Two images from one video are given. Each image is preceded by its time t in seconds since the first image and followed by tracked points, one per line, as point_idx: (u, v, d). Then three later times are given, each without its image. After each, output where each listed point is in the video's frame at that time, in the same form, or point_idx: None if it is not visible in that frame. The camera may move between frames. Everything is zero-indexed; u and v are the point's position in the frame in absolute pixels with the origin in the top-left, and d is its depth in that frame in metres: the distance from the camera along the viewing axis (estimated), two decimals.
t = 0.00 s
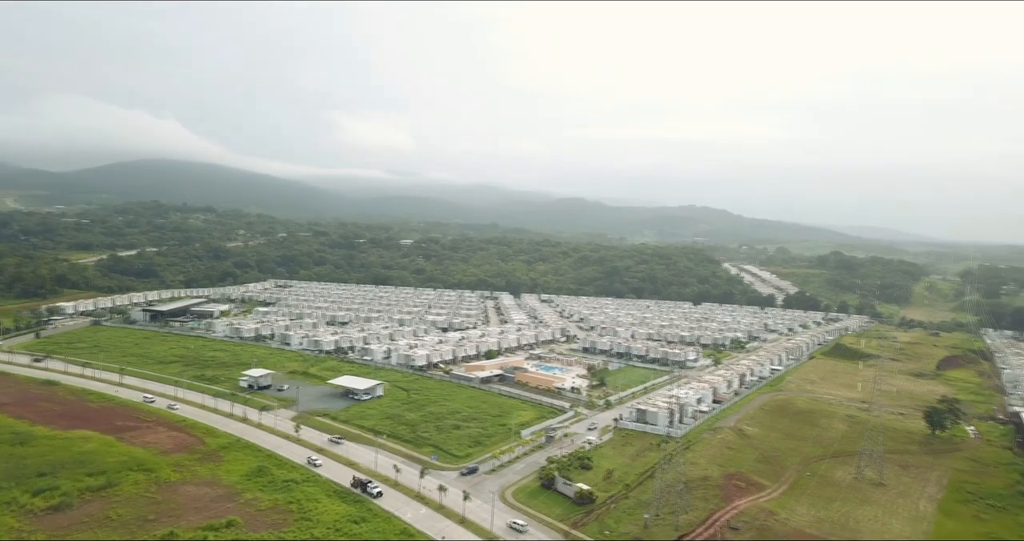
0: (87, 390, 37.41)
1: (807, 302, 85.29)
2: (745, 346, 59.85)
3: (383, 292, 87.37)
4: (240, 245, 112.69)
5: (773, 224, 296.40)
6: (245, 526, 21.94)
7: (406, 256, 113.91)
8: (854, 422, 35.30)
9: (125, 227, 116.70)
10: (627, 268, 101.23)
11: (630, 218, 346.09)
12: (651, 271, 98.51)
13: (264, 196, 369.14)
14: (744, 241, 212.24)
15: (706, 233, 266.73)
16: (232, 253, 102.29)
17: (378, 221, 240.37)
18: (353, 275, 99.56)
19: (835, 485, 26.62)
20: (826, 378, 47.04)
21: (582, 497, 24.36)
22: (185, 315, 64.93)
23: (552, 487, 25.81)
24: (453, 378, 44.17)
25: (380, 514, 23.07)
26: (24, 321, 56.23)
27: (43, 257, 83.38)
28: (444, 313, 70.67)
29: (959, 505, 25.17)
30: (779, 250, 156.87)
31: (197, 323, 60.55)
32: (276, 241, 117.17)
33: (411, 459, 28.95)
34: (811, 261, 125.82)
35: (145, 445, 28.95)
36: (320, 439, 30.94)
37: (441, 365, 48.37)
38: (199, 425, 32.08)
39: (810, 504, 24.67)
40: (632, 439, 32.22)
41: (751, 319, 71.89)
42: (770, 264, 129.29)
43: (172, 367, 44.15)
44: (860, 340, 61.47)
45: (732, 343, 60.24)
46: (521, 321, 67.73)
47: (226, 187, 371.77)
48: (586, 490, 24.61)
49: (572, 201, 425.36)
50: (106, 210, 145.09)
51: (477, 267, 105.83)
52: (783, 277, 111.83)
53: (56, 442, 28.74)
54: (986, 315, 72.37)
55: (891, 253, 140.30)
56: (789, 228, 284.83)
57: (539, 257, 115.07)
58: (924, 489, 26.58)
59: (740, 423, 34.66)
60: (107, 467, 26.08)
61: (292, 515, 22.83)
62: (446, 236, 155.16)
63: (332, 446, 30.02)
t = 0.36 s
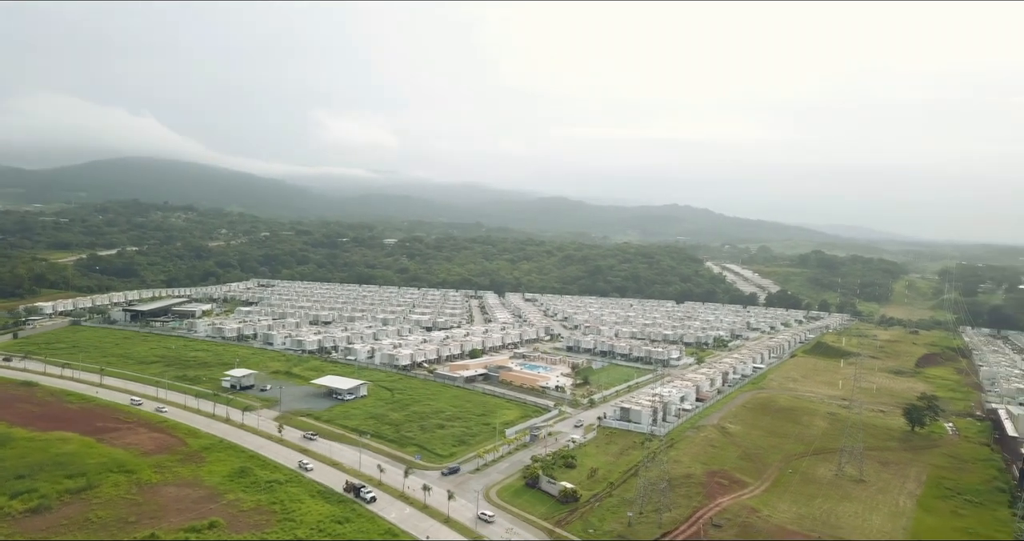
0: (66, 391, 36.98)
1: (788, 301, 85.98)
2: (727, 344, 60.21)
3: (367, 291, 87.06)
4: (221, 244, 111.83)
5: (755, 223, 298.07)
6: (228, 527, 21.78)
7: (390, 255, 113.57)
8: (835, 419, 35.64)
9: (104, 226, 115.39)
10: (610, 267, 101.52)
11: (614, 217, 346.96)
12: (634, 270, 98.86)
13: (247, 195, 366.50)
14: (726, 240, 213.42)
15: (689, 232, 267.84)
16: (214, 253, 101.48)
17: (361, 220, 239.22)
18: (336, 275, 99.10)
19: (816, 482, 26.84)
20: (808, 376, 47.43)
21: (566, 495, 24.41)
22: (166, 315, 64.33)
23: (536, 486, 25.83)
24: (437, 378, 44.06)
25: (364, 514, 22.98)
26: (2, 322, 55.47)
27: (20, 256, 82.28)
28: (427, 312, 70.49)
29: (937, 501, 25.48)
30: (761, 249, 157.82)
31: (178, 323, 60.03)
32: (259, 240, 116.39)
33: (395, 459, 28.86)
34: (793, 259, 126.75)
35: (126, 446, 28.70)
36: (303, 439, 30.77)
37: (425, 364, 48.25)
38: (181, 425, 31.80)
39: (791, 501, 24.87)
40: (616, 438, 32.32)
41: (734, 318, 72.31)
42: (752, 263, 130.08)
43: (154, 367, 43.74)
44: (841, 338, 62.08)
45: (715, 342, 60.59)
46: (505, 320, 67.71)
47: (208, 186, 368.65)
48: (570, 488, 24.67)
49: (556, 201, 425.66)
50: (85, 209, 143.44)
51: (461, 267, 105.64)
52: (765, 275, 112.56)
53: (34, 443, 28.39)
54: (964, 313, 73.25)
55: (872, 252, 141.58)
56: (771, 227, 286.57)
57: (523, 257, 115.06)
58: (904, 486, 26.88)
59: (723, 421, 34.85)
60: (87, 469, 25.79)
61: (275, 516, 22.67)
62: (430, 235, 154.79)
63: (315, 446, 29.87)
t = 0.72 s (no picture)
0: (45, 392, 36.54)
1: (770, 299, 86.62)
2: (710, 342, 60.58)
3: (350, 290, 86.78)
4: (203, 244, 110.93)
5: (738, 223, 299.69)
6: (210, 528, 21.62)
7: (373, 254, 113.15)
8: (816, 416, 35.96)
9: (83, 225, 114.00)
10: (594, 266, 101.78)
11: (598, 217, 347.68)
12: (617, 269, 99.23)
13: (229, 193, 363.42)
14: (709, 239, 214.51)
15: (672, 231, 268.90)
16: (195, 252, 100.64)
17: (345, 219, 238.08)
18: (320, 274, 98.65)
19: (798, 479, 27.07)
20: (790, 374, 47.82)
21: (550, 494, 24.47)
22: (147, 315, 63.73)
23: (520, 485, 25.86)
24: (421, 377, 43.99)
25: (347, 514, 22.89)
26: None
27: None
28: (411, 312, 70.31)
29: (916, 497, 25.77)
30: (744, 248, 158.76)
31: (159, 323, 59.47)
32: (241, 240, 115.58)
33: (379, 459, 28.76)
34: (775, 258, 127.81)
35: (106, 447, 28.41)
36: (286, 439, 30.63)
37: (409, 364, 48.15)
38: (162, 426, 31.55)
39: (773, 498, 25.06)
40: (600, 436, 32.43)
41: (717, 317, 72.68)
42: (735, 262, 131.00)
43: (134, 368, 43.31)
44: (822, 337, 62.62)
45: (698, 340, 60.94)
46: (489, 319, 67.71)
47: (189, 184, 365.16)
48: (554, 487, 24.73)
49: (540, 200, 425.70)
50: (64, 208, 141.69)
51: (446, 266, 105.43)
52: (747, 274, 113.34)
53: (13, 445, 28.05)
54: (942, 311, 74.14)
55: (853, 251, 142.80)
56: (753, 227, 288.39)
57: (507, 256, 115.11)
58: (884, 482, 27.17)
59: (706, 419, 35.07)
60: (66, 471, 25.50)
61: (258, 517, 22.55)
62: (415, 234, 154.45)
63: (298, 447, 29.74)
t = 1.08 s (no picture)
0: (23, 393, 36.07)
1: (753, 298, 87.18)
2: (694, 341, 60.89)
3: (334, 290, 86.40)
4: (185, 243, 109.98)
5: (721, 222, 301.04)
6: (192, 530, 21.44)
7: (358, 253, 112.66)
8: (798, 414, 36.25)
9: (63, 224, 112.70)
10: (578, 265, 101.96)
11: (583, 216, 348.19)
12: (602, 268, 99.52)
13: (211, 192, 360.36)
14: (693, 238, 215.61)
15: (656, 230, 269.98)
16: (177, 251, 99.79)
17: (329, 219, 237.03)
18: (303, 273, 98.13)
19: (780, 476, 27.28)
20: (772, 373, 48.16)
21: (534, 493, 24.50)
22: (128, 315, 63.10)
23: (505, 484, 25.88)
24: (405, 377, 43.87)
25: (331, 515, 22.78)
26: None
27: None
28: (396, 311, 70.11)
29: (896, 493, 26.06)
30: (727, 247, 159.66)
31: (141, 323, 58.88)
32: (224, 239, 114.69)
33: (363, 459, 28.67)
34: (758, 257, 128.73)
35: (86, 449, 28.09)
36: (269, 440, 30.43)
37: (393, 363, 48.01)
38: (143, 427, 31.26)
39: (756, 495, 25.25)
40: (584, 434, 32.50)
41: (700, 315, 73.09)
42: (718, 261, 131.74)
43: (115, 368, 42.85)
44: (804, 335, 63.15)
45: (682, 339, 61.23)
46: (474, 318, 67.64)
47: (171, 183, 361.83)
48: (539, 486, 24.76)
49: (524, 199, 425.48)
50: (43, 206, 139.98)
51: (430, 265, 105.21)
52: (730, 273, 114.03)
53: None
54: (922, 310, 74.96)
55: (834, 249, 143.99)
56: (738, 226, 289.38)
57: (492, 254, 115.07)
58: (864, 479, 27.45)
59: (690, 418, 35.26)
60: (45, 474, 25.18)
61: (241, 518, 22.39)
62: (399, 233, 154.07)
63: (281, 447, 29.56)
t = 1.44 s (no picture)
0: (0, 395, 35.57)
1: (736, 296, 87.75)
2: (677, 339, 61.19)
3: (317, 289, 85.95)
4: (166, 242, 108.82)
5: (704, 221, 302.51)
6: (174, 532, 21.26)
7: (341, 253, 112.14)
8: (781, 412, 36.53)
9: (41, 223, 111.28)
10: (562, 265, 102.11)
11: (567, 215, 348.58)
12: (586, 267, 99.76)
13: (193, 191, 357.19)
14: (676, 238, 216.28)
15: (640, 229, 270.76)
16: (158, 250, 98.87)
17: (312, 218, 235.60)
18: (286, 273, 97.56)
19: (763, 473, 27.50)
20: (754, 371, 48.50)
21: (518, 492, 24.53)
22: (108, 315, 62.42)
23: (489, 483, 25.89)
24: (389, 377, 43.76)
25: (315, 515, 22.67)
26: None
27: None
28: (380, 311, 69.89)
29: (877, 489, 26.34)
30: (710, 246, 160.48)
31: (121, 324, 58.27)
32: (205, 238, 113.64)
33: (347, 459, 28.58)
34: (740, 256, 129.55)
35: (66, 451, 27.79)
36: (252, 440, 30.26)
37: (377, 363, 47.83)
38: (124, 428, 30.97)
39: (738, 493, 25.42)
40: (568, 433, 32.58)
41: (683, 314, 73.47)
42: (701, 260, 132.35)
43: (95, 369, 42.38)
44: (786, 333, 63.66)
45: (665, 337, 61.52)
46: (458, 317, 67.53)
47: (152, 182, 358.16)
48: (524, 485, 24.79)
49: (508, 198, 425.43)
50: (21, 205, 138.09)
51: (414, 264, 104.97)
52: (713, 272, 114.65)
53: None
54: (902, 308, 75.78)
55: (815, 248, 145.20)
56: (721, 226, 290.79)
57: (476, 254, 114.99)
58: (845, 475, 27.74)
59: (673, 416, 35.43)
60: (24, 476, 24.87)
61: (224, 519, 22.24)
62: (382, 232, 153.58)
63: (264, 447, 29.40)
